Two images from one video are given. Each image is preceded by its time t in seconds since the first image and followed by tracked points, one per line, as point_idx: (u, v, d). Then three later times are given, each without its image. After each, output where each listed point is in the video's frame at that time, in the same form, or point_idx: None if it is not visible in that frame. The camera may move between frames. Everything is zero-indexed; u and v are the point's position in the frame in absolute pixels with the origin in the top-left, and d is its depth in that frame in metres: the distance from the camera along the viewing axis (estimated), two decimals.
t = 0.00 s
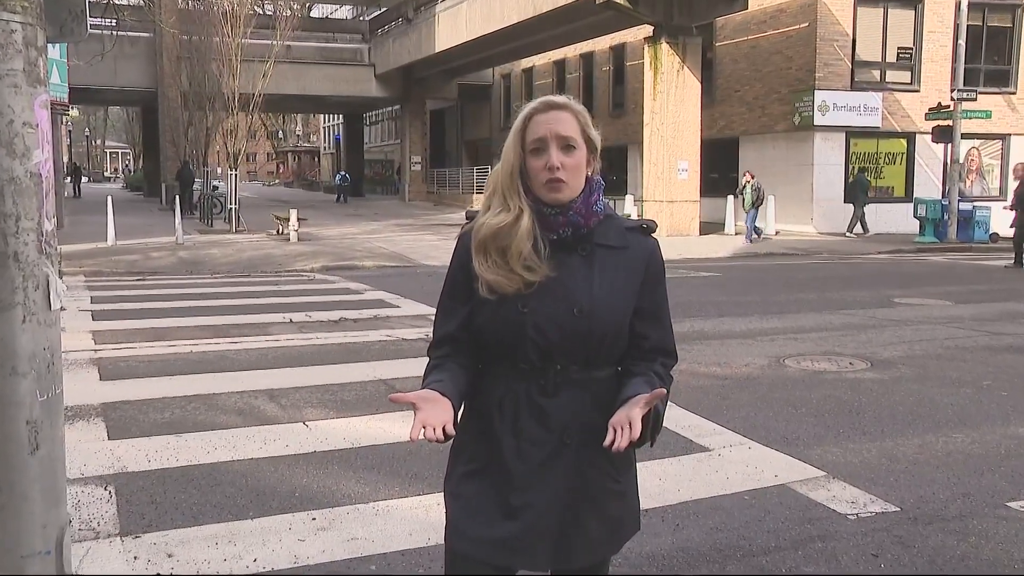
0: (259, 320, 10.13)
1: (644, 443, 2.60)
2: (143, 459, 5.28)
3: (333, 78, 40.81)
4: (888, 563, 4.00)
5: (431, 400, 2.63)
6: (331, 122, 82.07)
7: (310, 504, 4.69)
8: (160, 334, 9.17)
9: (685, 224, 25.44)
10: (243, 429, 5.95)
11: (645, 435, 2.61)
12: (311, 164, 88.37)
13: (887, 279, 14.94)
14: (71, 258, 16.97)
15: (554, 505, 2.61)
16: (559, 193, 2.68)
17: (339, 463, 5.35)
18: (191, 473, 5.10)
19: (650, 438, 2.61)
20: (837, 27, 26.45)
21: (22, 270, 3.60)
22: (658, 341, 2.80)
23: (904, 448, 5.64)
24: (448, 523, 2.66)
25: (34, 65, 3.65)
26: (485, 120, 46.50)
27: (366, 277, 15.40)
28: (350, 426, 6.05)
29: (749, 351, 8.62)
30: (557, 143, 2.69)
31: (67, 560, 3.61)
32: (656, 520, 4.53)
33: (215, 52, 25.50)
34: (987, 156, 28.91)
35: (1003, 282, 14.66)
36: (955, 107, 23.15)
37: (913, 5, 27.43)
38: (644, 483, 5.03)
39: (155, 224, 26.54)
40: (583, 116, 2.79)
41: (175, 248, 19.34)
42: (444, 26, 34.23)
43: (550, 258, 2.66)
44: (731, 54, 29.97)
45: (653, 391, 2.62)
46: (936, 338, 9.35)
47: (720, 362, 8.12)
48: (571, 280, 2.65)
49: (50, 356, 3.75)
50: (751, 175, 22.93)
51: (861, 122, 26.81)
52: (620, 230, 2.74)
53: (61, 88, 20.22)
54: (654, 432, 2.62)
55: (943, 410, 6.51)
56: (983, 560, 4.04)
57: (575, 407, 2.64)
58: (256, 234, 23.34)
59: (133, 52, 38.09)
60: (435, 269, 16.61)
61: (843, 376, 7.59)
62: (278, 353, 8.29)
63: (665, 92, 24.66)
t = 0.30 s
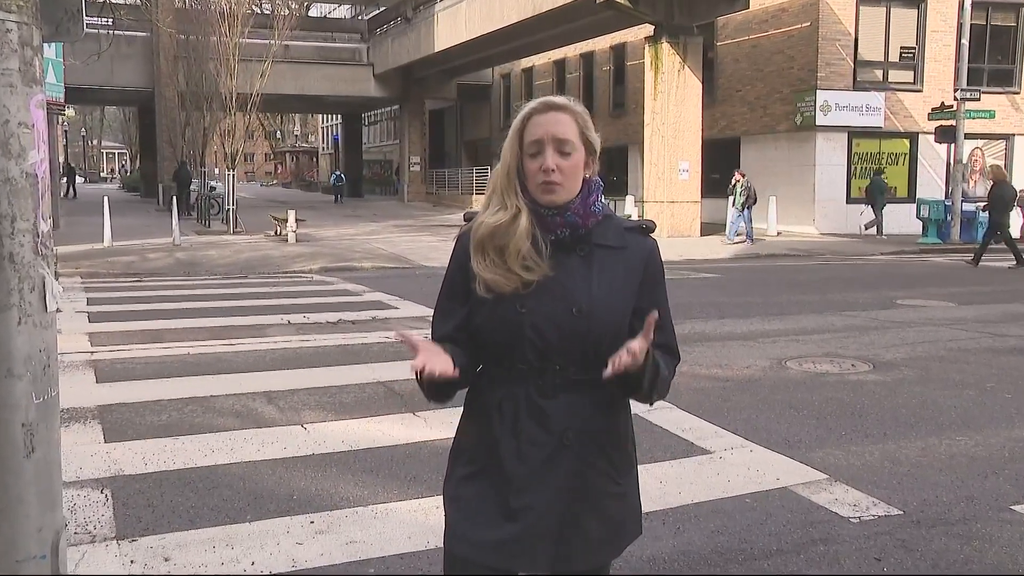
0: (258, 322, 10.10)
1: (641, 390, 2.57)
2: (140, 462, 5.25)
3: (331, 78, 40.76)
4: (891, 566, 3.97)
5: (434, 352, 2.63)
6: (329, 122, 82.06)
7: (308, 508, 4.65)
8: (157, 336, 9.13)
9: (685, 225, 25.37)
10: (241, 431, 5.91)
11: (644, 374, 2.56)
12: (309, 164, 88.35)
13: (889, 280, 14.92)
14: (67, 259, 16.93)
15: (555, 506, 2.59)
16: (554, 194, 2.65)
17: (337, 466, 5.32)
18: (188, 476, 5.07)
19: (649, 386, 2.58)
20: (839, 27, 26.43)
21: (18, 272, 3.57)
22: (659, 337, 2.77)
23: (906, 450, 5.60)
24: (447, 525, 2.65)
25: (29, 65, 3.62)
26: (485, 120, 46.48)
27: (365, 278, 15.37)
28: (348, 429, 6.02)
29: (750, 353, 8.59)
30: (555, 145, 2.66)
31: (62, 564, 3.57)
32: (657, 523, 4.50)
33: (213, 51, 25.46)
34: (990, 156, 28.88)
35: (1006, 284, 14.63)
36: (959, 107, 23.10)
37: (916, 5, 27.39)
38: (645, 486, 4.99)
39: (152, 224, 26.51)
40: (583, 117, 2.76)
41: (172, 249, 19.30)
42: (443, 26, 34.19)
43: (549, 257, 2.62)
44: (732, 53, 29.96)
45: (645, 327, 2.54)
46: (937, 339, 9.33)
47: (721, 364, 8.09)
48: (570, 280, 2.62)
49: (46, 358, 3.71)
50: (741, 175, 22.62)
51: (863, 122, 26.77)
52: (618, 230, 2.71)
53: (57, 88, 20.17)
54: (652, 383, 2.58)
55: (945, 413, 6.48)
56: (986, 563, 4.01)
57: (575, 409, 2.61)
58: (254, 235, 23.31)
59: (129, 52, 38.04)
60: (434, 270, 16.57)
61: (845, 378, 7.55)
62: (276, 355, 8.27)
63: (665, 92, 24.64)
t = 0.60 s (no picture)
0: (255, 324, 10.08)
1: (645, 421, 2.52)
2: (137, 465, 5.22)
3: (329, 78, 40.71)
4: (893, 570, 3.93)
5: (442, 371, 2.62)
6: (327, 123, 82.01)
7: (305, 512, 4.61)
8: (152, 338, 9.09)
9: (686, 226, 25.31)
10: (238, 433, 5.88)
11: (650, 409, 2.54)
12: (307, 165, 88.25)
13: (892, 282, 14.86)
14: (63, 261, 16.88)
15: (554, 508, 2.56)
16: (554, 208, 2.63)
17: (335, 469, 5.28)
18: (185, 479, 5.04)
19: (652, 417, 2.54)
20: (842, 26, 26.43)
21: (14, 274, 3.53)
22: (658, 341, 2.73)
23: (909, 454, 5.56)
24: (446, 528, 2.62)
25: (24, 65, 3.59)
26: (484, 120, 46.45)
27: (363, 279, 15.33)
28: (348, 431, 5.98)
29: (752, 355, 8.56)
30: (555, 161, 2.62)
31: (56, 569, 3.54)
32: (658, 526, 4.46)
33: (211, 51, 25.43)
34: (994, 156, 28.82)
35: (1009, 285, 14.56)
36: (962, 108, 23.03)
37: (919, 4, 27.36)
38: (647, 489, 4.95)
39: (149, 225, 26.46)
40: (587, 130, 2.71)
41: (169, 250, 19.25)
42: (442, 26, 34.17)
43: (547, 263, 2.59)
44: (733, 53, 29.95)
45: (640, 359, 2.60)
46: (940, 341, 9.29)
47: (722, 367, 8.04)
48: (568, 282, 2.58)
49: (41, 361, 3.67)
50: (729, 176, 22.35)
51: (865, 122, 26.79)
52: (618, 232, 2.67)
53: (52, 88, 20.15)
54: (654, 412, 2.54)
55: (948, 416, 6.44)
56: (990, 568, 3.97)
57: (575, 410, 2.58)
58: (251, 236, 23.27)
59: (125, 51, 38.00)
60: (432, 272, 16.52)
61: (847, 380, 7.51)
62: (274, 357, 8.23)
63: (666, 93, 24.64)
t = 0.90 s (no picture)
0: (254, 325, 10.03)
1: (636, 439, 2.51)
2: (134, 467, 5.19)
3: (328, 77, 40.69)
4: (895, 572, 3.91)
5: (448, 388, 2.59)
6: (326, 122, 81.90)
7: (304, 514, 4.59)
8: (150, 339, 9.05)
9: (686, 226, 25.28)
10: (236, 435, 5.85)
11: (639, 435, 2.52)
12: (305, 165, 88.09)
13: (893, 282, 14.82)
14: (59, 261, 16.83)
15: (555, 511, 2.53)
16: (551, 190, 2.60)
17: (334, 471, 5.25)
18: (183, 481, 5.02)
19: (642, 437, 2.53)
20: (843, 25, 26.43)
21: (9, 274, 3.51)
22: (660, 345, 2.70)
23: (912, 455, 5.54)
24: (444, 530, 2.59)
25: (21, 64, 3.57)
26: (484, 120, 46.42)
27: (361, 280, 15.29)
28: (346, 433, 5.95)
29: (753, 356, 8.54)
30: (547, 140, 2.60)
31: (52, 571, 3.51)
32: (659, 529, 4.43)
33: (208, 50, 25.42)
34: (997, 156, 28.77)
35: (1011, 286, 14.52)
36: (965, 107, 22.97)
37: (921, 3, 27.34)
38: (647, 491, 4.93)
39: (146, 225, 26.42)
40: (576, 109, 2.69)
41: (166, 250, 19.21)
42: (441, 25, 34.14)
43: (549, 257, 2.56)
44: (734, 52, 29.95)
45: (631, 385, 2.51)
46: (942, 343, 9.25)
47: (723, 368, 8.02)
48: (569, 281, 2.55)
49: (37, 362, 3.65)
50: (718, 173, 22.14)
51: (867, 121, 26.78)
52: (621, 234, 2.64)
53: (48, 87, 20.11)
54: (645, 431, 2.52)
55: (950, 418, 6.41)
56: (993, 570, 3.95)
57: (576, 416, 2.56)
58: (249, 237, 23.23)
59: (122, 50, 37.98)
60: (431, 272, 16.49)
61: (848, 381, 7.49)
62: (271, 358, 8.19)
63: (667, 92, 24.61)
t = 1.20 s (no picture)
0: (252, 326, 10.00)
1: (636, 435, 2.48)
2: (131, 470, 5.16)
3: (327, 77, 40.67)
4: None
5: (448, 387, 2.56)
6: (325, 122, 81.86)
7: (302, 517, 4.55)
8: (147, 340, 9.02)
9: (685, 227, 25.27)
10: (234, 437, 5.82)
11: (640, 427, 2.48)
12: (303, 165, 88.03)
13: (896, 283, 14.77)
14: (55, 261, 16.79)
15: (554, 514, 2.50)
16: (554, 192, 2.58)
17: (333, 473, 5.22)
18: (180, 483, 4.99)
19: (643, 433, 2.49)
20: (846, 24, 26.43)
21: (5, 276, 3.48)
22: (660, 349, 2.67)
23: (915, 457, 5.52)
24: (443, 532, 2.56)
25: (16, 62, 3.54)
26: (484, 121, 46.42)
27: (359, 280, 15.27)
28: (345, 435, 5.92)
29: (755, 357, 8.52)
30: (553, 141, 2.59)
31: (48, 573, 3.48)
32: (659, 531, 4.40)
33: (206, 49, 25.41)
34: (1001, 156, 28.72)
35: (1014, 287, 14.49)
36: (967, 106, 22.91)
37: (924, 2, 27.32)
38: (648, 493, 4.89)
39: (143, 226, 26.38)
40: (582, 110, 2.68)
41: (164, 250, 19.18)
42: (440, 24, 34.13)
43: (549, 257, 2.54)
44: (736, 51, 29.94)
45: (632, 378, 2.48)
46: (945, 344, 9.22)
47: (724, 369, 8.00)
48: (571, 282, 2.52)
49: (33, 363, 3.62)
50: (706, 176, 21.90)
51: (869, 121, 26.75)
52: (622, 235, 2.61)
53: (45, 86, 20.09)
54: (646, 428, 2.49)
55: (954, 420, 6.38)
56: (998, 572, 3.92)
57: (576, 418, 2.53)
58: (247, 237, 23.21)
59: (119, 49, 38.00)
60: (431, 273, 16.48)
61: (851, 383, 7.46)
62: (270, 360, 8.16)
63: (667, 92, 24.59)
